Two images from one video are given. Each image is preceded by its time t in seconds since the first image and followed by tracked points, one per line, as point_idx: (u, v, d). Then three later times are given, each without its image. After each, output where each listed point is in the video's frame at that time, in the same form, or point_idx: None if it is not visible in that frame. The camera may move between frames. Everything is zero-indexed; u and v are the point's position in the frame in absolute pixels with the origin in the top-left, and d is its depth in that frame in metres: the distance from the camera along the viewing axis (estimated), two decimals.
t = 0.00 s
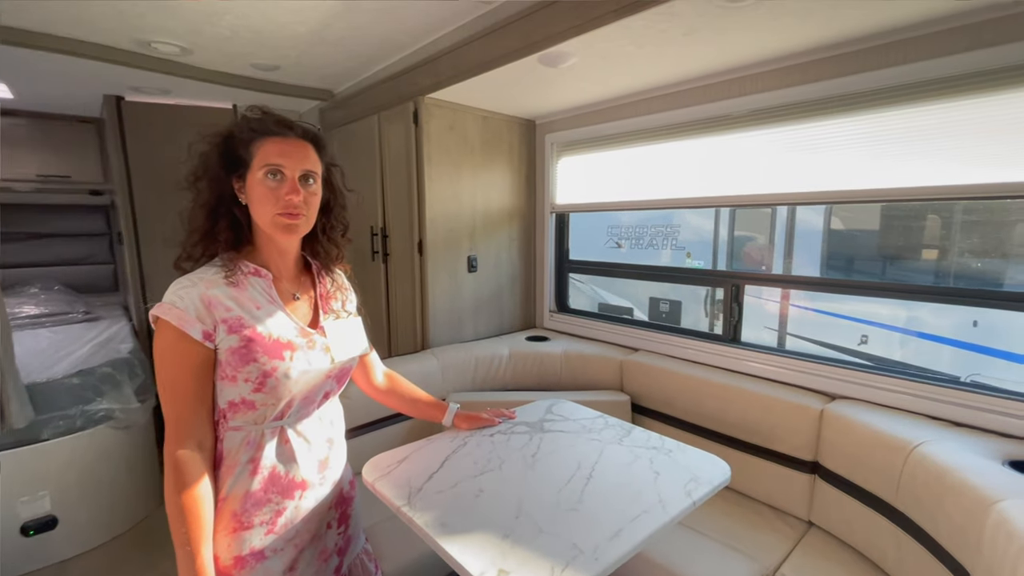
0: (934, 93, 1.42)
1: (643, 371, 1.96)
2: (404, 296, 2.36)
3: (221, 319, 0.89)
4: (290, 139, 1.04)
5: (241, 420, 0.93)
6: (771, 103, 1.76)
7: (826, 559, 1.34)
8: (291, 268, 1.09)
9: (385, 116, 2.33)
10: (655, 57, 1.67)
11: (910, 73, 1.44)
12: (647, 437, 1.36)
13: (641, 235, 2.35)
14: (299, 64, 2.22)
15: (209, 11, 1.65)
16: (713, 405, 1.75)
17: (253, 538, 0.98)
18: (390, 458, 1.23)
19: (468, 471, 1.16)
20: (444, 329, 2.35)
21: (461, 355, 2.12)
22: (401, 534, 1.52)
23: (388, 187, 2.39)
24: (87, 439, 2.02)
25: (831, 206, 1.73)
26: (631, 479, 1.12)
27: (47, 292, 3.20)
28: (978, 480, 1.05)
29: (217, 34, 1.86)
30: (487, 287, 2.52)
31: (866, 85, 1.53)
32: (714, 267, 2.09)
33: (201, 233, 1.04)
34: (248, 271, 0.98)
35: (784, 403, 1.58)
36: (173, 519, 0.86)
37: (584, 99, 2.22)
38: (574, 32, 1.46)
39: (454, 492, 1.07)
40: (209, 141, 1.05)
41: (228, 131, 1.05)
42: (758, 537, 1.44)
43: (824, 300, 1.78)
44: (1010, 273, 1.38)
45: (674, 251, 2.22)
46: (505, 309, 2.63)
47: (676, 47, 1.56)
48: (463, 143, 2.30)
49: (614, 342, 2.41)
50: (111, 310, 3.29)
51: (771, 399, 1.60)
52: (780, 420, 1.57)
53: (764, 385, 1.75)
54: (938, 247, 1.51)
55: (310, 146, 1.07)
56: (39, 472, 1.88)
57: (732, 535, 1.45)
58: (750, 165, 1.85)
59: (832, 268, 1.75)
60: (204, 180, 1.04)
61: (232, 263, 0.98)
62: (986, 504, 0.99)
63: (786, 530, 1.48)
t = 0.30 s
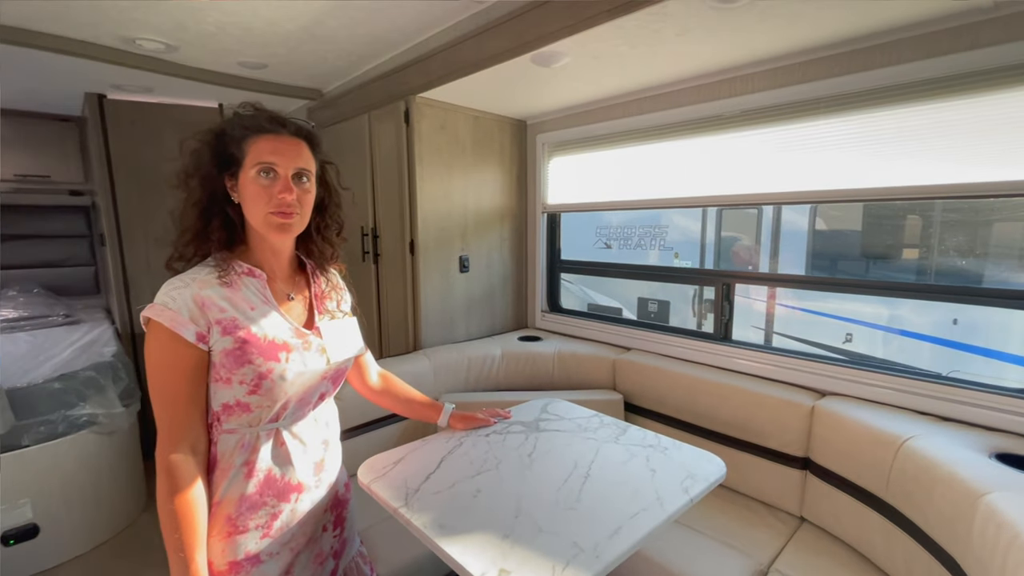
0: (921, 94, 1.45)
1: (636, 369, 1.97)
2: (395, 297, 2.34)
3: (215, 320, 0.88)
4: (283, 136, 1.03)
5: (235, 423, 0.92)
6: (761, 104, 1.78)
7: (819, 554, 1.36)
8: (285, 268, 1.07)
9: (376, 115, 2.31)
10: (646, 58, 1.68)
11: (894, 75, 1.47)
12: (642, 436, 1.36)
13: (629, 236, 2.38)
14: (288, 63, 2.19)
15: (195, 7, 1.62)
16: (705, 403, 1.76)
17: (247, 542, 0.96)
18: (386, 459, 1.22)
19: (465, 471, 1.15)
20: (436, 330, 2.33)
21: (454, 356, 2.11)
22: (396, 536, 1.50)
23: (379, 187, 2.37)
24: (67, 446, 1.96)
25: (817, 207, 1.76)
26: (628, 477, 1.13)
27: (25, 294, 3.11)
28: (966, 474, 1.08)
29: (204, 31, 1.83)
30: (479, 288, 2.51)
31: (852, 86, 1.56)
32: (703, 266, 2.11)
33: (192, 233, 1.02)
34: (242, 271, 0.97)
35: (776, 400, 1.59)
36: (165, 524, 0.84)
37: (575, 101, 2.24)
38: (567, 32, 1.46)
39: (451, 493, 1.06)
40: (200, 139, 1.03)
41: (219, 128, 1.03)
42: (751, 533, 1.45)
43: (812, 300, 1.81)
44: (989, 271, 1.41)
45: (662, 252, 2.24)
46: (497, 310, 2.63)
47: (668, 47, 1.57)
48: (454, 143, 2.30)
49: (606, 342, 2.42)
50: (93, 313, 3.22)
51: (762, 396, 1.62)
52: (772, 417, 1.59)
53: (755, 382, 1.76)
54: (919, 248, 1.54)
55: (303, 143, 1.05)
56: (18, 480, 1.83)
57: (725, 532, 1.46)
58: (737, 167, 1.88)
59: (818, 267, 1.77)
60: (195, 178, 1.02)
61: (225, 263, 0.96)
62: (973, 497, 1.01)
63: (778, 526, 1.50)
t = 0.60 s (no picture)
0: (909, 96, 1.47)
1: (629, 369, 1.97)
2: (387, 297, 2.32)
3: (204, 323, 0.86)
4: (273, 135, 1.01)
5: (225, 428, 0.90)
6: (752, 104, 1.79)
7: (811, 552, 1.37)
8: (276, 268, 1.06)
9: (366, 115, 2.29)
10: (638, 58, 1.68)
11: (884, 76, 1.49)
12: (636, 436, 1.36)
13: (619, 236, 2.39)
14: (277, 61, 2.17)
15: (181, 4, 1.59)
16: (697, 402, 1.77)
17: (238, 549, 0.94)
18: (379, 462, 1.20)
19: (459, 473, 1.15)
20: (428, 331, 2.32)
21: (447, 357, 2.09)
22: (390, 539, 1.49)
23: (370, 187, 2.35)
24: (50, 452, 1.91)
25: (805, 207, 1.77)
26: (623, 477, 1.12)
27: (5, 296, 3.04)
28: (956, 470, 1.09)
29: (190, 29, 1.79)
30: (471, 289, 2.50)
31: (841, 87, 1.58)
32: (693, 265, 2.12)
33: (180, 234, 1.00)
34: (231, 272, 0.95)
35: (767, 399, 1.60)
36: (153, 531, 0.82)
37: (566, 101, 2.24)
38: (560, 32, 1.46)
39: (447, 495, 1.05)
40: (186, 137, 1.01)
41: (206, 126, 1.01)
42: (745, 532, 1.46)
43: (801, 299, 1.82)
44: (973, 270, 1.43)
45: (653, 252, 2.25)
46: (489, 310, 2.62)
47: (660, 47, 1.57)
48: (445, 142, 2.29)
49: (598, 342, 2.42)
50: (76, 316, 3.15)
51: (754, 395, 1.63)
52: (764, 416, 1.59)
53: (747, 381, 1.77)
54: (904, 247, 1.56)
55: (292, 142, 1.04)
56: None
57: (719, 531, 1.46)
58: (726, 167, 1.89)
59: (807, 266, 1.79)
60: (182, 179, 1.00)
61: (214, 264, 0.95)
62: (963, 493, 1.03)
63: (771, 524, 1.50)
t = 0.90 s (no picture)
0: (903, 96, 1.48)
1: (625, 370, 1.97)
2: (381, 299, 2.31)
3: (196, 325, 0.84)
4: (264, 134, 1.00)
5: (218, 432, 0.89)
6: (747, 105, 1.79)
7: (808, 551, 1.37)
8: (268, 270, 1.04)
9: (360, 115, 2.28)
10: (634, 58, 1.68)
11: (878, 77, 1.50)
12: (634, 437, 1.36)
13: (613, 236, 2.39)
14: (270, 61, 2.15)
15: (172, 2, 1.57)
16: (693, 402, 1.77)
17: (232, 555, 0.93)
18: (375, 466, 1.19)
19: (456, 476, 1.14)
20: (423, 332, 2.30)
21: (443, 359, 2.08)
22: (386, 543, 1.47)
23: (364, 188, 2.34)
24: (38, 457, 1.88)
25: (797, 207, 1.78)
26: (621, 479, 1.12)
27: None
28: (952, 470, 1.09)
29: (182, 27, 1.77)
30: (466, 289, 2.49)
31: (836, 88, 1.59)
32: (688, 265, 2.12)
33: (171, 235, 0.99)
34: (224, 273, 0.93)
35: (763, 398, 1.61)
36: (145, 538, 0.80)
37: (561, 101, 2.24)
38: (555, 32, 1.46)
39: (444, 498, 1.04)
40: (176, 137, 1.00)
41: (196, 126, 1.00)
42: (742, 532, 1.46)
43: (794, 299, 1.83)
44: (963, 270, 1.44)
45: (647, 253, 2.25)
46: (484, 311, 2.61)
47: (656, 47, 1.57)
48: (440, 142, 2.27)
49: (594, 342, 2.42)
50: (65, 318, 3.11)
51: (749, 395, 1.63)
52: (760, 415, 1.60)
53: (743, 381, 1.78)
54: (895, 247, 1.57)
55: (285, 141, 1.02)
56: None
57: (716, 531, 1.46)
58: (721, 168, 1.90)
59: (800, 266, 1.79)
60: (173, 179, 0.99)
61: (206, 266, 0.93)
62: (959, 492, 1.03)
63: (768, 524, 1.51)
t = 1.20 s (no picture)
0: (900, 96, 1.48)
1: (623, 370, 1.97)
2: (378, 300, 2.30)
3: (191, 327, 0.83)
4: (258, 134, 0.99)
5: (214, 435, 0.87)
6: (744, 105, 1.79)
7: (808, 552, 1.36)
8: (264, 271, 1.03)
9: (356, 115, 2.27)
10: (632, 58, 1.67)
11: (874, 77, 1.50)
12: (633, 438, 1.35)
13: (610, 237, 2.38)
14: (266, 60, 2.14)
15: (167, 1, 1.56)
16: (691, 403, 1.76)
17: (229, 559, 0.92)
18: (373, 468, 1.18)
19: (455, 479, 1.13)
20: (420, 334, 2.29)
21: (440, 360, 2.07)
22: (385, 545, 1.47)
23: (361, 188, 2.33)
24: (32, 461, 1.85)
25: (794, 207, 1.78)
26: (621, 481, 1.11)
27: None
28: (951, 470, 1.09)
29: (177, 26, 1.76)
30: (463, 290, 2.48)
31: (833, 88, 1.59)
32: (686, 265, 2.12)
33: (165, 237, 0.97)
34: (220, 275, 0.92)
35: (761, 399, 1.60)
36: (140, 543, 0.79)
37: (558, 101, 2.23)
38: (553, 31, 1.45)
39: (443, 501, 1.03)
40: (168, 137, 0.99)
41: (189, 125, 0.99)
42: (741, 533, 1.46)
43: (792, 298, 1.82)
44: (960, 269, 1.45)
45: (644, 253, 2.25)
46: (482, 311, 2.60)
47: (654, 47, 1.57)
48: (437, 142, 2.26)
49: (591, 343, 2.41)
50: (59, 319, 3.08)
51: (748, 396, 1.63)
52: (759, 415, 1.59)
53: (741, 381, 1.77)
54: (891, 247, 1.57)
55: (279, 141, 1.01)
56: None
57: (716, 531, 1.46)
58: (718, 167, 1.90)
59: (798, 266, 1.79)
60: (166, 180, 0.98)
61: (201, 267, 0.92)
62: (958, 493, 1.03)
63: (767, 524, 1.50)
